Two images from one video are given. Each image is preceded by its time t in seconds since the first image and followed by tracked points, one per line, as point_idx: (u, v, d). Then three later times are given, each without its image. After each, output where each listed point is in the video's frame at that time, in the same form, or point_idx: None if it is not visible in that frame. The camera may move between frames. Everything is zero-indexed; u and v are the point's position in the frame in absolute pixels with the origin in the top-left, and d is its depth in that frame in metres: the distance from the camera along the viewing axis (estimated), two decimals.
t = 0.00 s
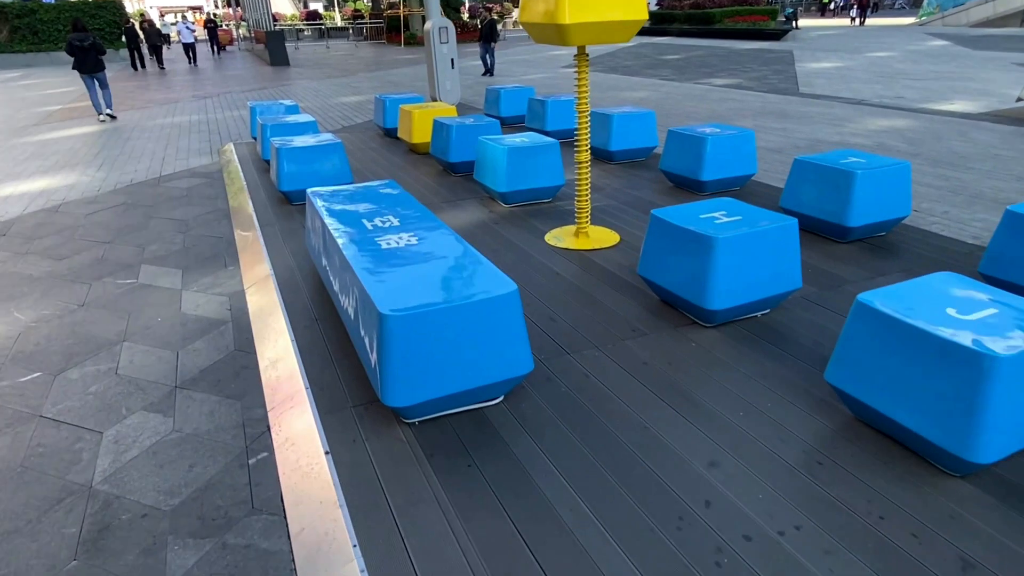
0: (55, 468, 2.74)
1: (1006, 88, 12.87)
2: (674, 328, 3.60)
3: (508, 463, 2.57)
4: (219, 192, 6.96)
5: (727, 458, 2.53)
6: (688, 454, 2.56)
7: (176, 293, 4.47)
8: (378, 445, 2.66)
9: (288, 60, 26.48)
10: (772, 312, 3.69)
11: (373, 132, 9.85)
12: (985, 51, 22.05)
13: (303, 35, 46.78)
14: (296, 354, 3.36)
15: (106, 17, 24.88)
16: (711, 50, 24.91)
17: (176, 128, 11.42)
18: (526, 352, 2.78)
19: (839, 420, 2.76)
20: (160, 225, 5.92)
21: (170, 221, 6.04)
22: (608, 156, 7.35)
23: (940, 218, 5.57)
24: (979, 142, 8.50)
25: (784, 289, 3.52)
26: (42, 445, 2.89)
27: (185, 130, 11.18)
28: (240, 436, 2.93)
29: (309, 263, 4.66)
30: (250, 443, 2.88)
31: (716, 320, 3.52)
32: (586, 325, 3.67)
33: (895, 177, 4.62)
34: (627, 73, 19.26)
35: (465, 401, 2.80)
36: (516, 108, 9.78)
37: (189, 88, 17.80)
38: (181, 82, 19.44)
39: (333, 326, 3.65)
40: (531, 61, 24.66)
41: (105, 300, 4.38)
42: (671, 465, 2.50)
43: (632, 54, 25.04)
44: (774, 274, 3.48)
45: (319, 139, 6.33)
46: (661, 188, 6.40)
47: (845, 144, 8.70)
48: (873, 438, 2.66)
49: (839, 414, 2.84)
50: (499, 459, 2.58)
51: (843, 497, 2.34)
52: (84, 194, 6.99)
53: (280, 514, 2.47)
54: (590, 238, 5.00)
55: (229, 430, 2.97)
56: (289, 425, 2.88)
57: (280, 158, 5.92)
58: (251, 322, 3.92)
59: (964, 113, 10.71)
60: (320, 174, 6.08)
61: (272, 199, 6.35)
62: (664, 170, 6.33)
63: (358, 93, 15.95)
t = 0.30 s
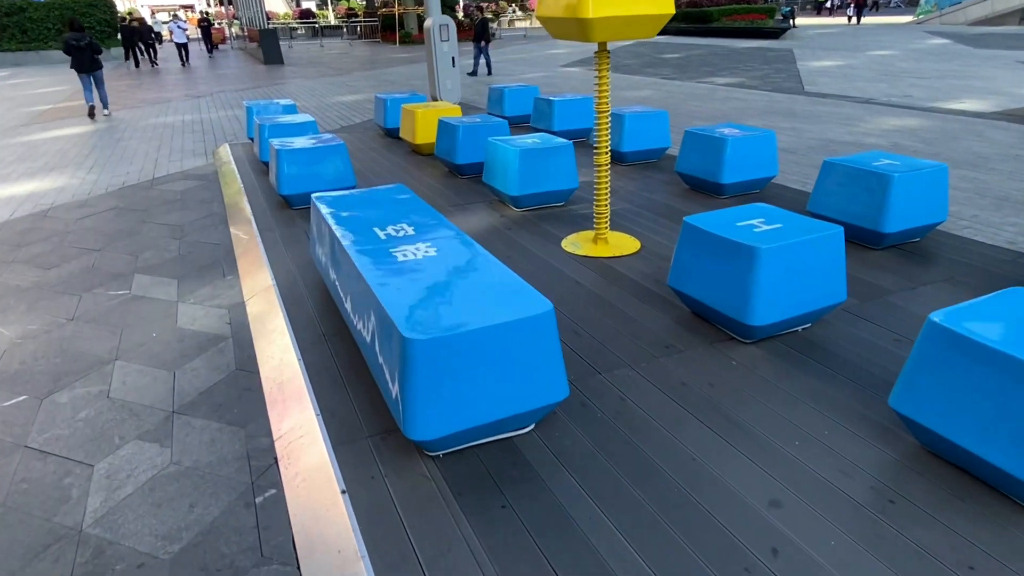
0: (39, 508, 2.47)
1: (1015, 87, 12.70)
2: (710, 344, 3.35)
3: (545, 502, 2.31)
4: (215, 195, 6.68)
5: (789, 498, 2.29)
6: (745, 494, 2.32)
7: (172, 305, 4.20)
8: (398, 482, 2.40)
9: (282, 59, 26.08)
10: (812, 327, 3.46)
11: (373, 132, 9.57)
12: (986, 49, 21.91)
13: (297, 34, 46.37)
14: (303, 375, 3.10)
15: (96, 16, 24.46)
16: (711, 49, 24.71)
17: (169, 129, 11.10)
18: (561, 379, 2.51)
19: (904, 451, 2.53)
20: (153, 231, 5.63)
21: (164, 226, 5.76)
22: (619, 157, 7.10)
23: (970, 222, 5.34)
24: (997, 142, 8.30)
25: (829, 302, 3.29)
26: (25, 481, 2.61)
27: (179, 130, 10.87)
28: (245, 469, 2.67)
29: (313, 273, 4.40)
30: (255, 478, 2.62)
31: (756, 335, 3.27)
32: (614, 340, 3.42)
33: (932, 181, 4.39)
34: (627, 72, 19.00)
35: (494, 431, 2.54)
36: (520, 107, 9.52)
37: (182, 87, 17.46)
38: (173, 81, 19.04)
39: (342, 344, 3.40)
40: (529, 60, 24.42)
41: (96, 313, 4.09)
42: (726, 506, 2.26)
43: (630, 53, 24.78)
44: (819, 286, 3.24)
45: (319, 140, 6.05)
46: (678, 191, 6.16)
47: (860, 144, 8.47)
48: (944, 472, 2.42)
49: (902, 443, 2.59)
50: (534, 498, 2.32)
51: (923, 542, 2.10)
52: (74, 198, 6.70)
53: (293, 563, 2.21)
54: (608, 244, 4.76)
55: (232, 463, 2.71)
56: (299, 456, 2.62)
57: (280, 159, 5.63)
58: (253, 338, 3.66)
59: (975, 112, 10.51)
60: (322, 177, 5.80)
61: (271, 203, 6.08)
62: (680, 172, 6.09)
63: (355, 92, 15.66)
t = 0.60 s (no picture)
0: (28, 572, 2.20)
1: (1018, 91, 12.60)
2: (753, 371, 3.12)
3: (597, 562, 2.07)
4: (211, 205, 6.40)
5: (871, 556, 2.07)
6: (822, 553, 2.09)
7: (169, 327, 3.92)
8: (431, 538, 2.15)
9: (273, 61, 25.69)
10: (860, 352, 3.24)
11: (372, 138, 9.31)
12: (983, 52, 21.91)
13: (287, 36, 45.99)
14: (317, 410, 2.84)
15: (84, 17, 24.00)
16: (705, 52, 24.62)
17: (160, 134, 10.78)
18: (610, 420, 2.28)
19: (986, 498, 2.30)
20: (147, 245, 5.35)
21: (158, 239, 5.47)
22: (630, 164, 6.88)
23: (1000, 232, 5.16)
24: (1011, 148, 8.15)
25: (880, 326, 3.07)
26: (11, 538, 2.34)
27: (170, 135, 10.55)
28: (258, 522, 2.41)
29: (320, 291, 4.14)
30: (269, 532, 2.36)
31: (804, 362, 3.05)
32: (649, 366, 3.19)
33: (971, 192, 4.20)
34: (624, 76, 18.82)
35: (536, 478, 2.30)
36: (523, 112, 9.29)
37: (171, 91, 17.12)
38: (163, 85, 18.67)
39: (357, 372, 3.14)
40: (524, 63, 24.24)
41: (87, 337, 3.81)
42: (802, 565, 2.03)
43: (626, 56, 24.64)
44: (872, 310, 3.02)
45: (320, 148, 5.77)
46: (694, 201, 5.94)
47: (872, 150, 8.29)
48: None
49: (979, 485, 2.37)
50: (586, 556, 2.08)
51: None
52: (62, 209, 6.40)
53: None
54: (630, 258, 4.53)
55: (242, 514, 2.45)
56: (317, 507, 2.37)
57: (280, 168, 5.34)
58: (259, 366, 3.40)
59: (983, 117, 10.38)
60: (323, 187, 5.49)
61: (271, 215, 5.81)
62: (697, 180, 5.88)
63: (349, 96, 15.39)
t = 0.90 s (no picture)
0: None
1: (1016, 98, 12.56)
2: (795, 405, 2.91)
3: None
4: (202, 221, 6.12)
5: None
6: None
7: (160, 358, 3.65)
8: None
9: (262, 69, 25.36)
10: (906, 382, 3.03)
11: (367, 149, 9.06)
12: (972, 59, 21.98)
13: (275, 43, 45.63)
14: (327, 457, 2.59)
15: (67, 25, 23.56)
16: (697, 59, 24.59)
17: (147, 145, 10.46)
18: (661, 476, 2.03)
19: None
20: (135, 265, 5.06)
21: (147, 258, 5.19)
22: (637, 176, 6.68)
23: None
24: (1019, 156, 8.03)
25: (932, 356, 2.86)
26: None
27: (158, 146, 10.24)
28: None
29: (322, 317, 3.88)
30: None
31: (853, 396, 2.84)
32: (682, 400, 2.96)
33: (1005, 206, 4.01)
34: (618, 83, 18.68)
35: (578, 542, 2.05)
36: (522, 120, 9.08)
37: (158, 100, 16.76)
38: (150, 93, 18.30)
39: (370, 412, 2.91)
40: (516, 71, 24.10)
41: (71, 370, 3.53)
42: None
43: (617, 63, 24.55)
44: (924, 339, 2.81)
45: (318, 161, 5.50)
46: (706, 214, 5.75)
47: (878, 159, 8.15)
48: None
49: None
50: None
51: None
52: (44, 226, 6.09)
53: None
54: (648, 278, 4.30)
55: None
56: (332, 575, 2.11)
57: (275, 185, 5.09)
58: (259, 402, 3.14)
59: (985, 124, 10.29)
60: (322, 204, 5.23)
61: (266, 232, 5.55)
62: (710, 193, 5.68)
63: (340, 104, 15.13)
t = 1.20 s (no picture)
0: None
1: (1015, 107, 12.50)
2: (854, 452, 2.66)
3: None
4: (195, 243, 5.82)
5: None
6: None
7: (152, 399, 3.35)
8: None
9: (251, 81, 25.02)
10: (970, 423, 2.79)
11: (364, 164, 8.79)
12: (964, 67, 22.02)
13: (263, 54, 45.32)
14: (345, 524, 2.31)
15: (52, 37, 23.10)
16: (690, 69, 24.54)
17: (134, 160, 10.12)
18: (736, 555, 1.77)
19: None
20: (123, 292, 4.75)
21: (136, 284, 4.89)
22: (647, 191, 6.46)
23: None
24: None
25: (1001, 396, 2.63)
26: None
27: (146, 161, 9.90)
28: None
29: (328, 352, 3.60)
30: None
31: (919, 441, 2.60)
32: (730, 446, 2.70)
33: None
34: (613, 93, 18.52)
35: None
36: (523, 133, 8.85)
37: (145, 113, 16.41)
38: (137, 107, 17.92)
39: (390, 468, 2.64)
40: (509, 81, 23.92)
41: (53, 415, 3.22)
42: None
43: (610, 73, 24.44)
44: (995, 378, 2.58)
45: (318, 180, 5.22)
46: (723, 232, 5.52)
47: (890, 171, 7.97)
48: None
49: None
50: None
51: None
52: (25, 250, 5.75)
53: None
54: (673, 303, 4.04)
55: None
56: None
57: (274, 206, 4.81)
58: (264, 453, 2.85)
59: (990, 134, 10.18)
60: (322, 226, 4.95)
61: (263, 255, 5.26)
62: (727, 209, 5.47)
63: (333, 116, 14.85)
